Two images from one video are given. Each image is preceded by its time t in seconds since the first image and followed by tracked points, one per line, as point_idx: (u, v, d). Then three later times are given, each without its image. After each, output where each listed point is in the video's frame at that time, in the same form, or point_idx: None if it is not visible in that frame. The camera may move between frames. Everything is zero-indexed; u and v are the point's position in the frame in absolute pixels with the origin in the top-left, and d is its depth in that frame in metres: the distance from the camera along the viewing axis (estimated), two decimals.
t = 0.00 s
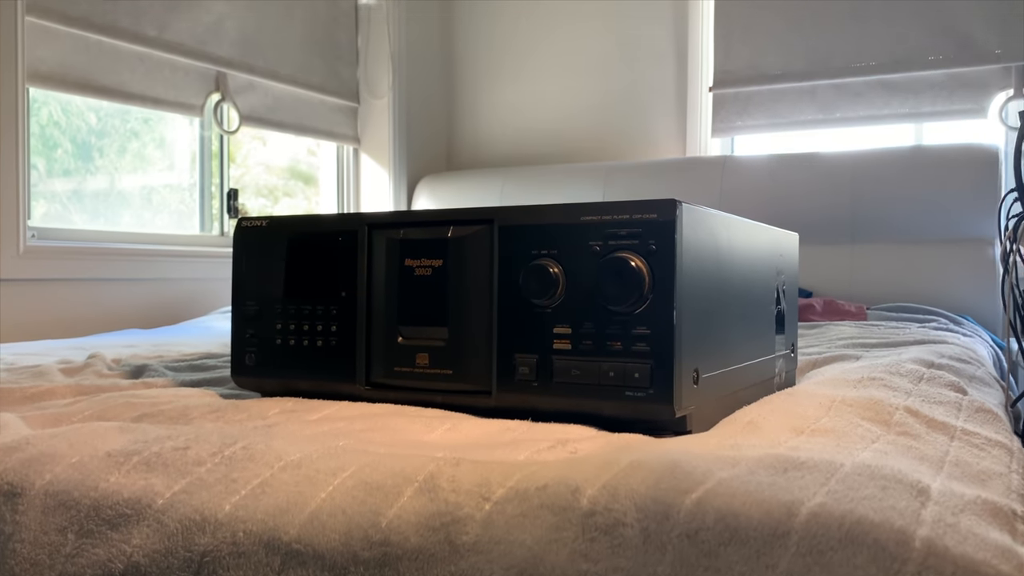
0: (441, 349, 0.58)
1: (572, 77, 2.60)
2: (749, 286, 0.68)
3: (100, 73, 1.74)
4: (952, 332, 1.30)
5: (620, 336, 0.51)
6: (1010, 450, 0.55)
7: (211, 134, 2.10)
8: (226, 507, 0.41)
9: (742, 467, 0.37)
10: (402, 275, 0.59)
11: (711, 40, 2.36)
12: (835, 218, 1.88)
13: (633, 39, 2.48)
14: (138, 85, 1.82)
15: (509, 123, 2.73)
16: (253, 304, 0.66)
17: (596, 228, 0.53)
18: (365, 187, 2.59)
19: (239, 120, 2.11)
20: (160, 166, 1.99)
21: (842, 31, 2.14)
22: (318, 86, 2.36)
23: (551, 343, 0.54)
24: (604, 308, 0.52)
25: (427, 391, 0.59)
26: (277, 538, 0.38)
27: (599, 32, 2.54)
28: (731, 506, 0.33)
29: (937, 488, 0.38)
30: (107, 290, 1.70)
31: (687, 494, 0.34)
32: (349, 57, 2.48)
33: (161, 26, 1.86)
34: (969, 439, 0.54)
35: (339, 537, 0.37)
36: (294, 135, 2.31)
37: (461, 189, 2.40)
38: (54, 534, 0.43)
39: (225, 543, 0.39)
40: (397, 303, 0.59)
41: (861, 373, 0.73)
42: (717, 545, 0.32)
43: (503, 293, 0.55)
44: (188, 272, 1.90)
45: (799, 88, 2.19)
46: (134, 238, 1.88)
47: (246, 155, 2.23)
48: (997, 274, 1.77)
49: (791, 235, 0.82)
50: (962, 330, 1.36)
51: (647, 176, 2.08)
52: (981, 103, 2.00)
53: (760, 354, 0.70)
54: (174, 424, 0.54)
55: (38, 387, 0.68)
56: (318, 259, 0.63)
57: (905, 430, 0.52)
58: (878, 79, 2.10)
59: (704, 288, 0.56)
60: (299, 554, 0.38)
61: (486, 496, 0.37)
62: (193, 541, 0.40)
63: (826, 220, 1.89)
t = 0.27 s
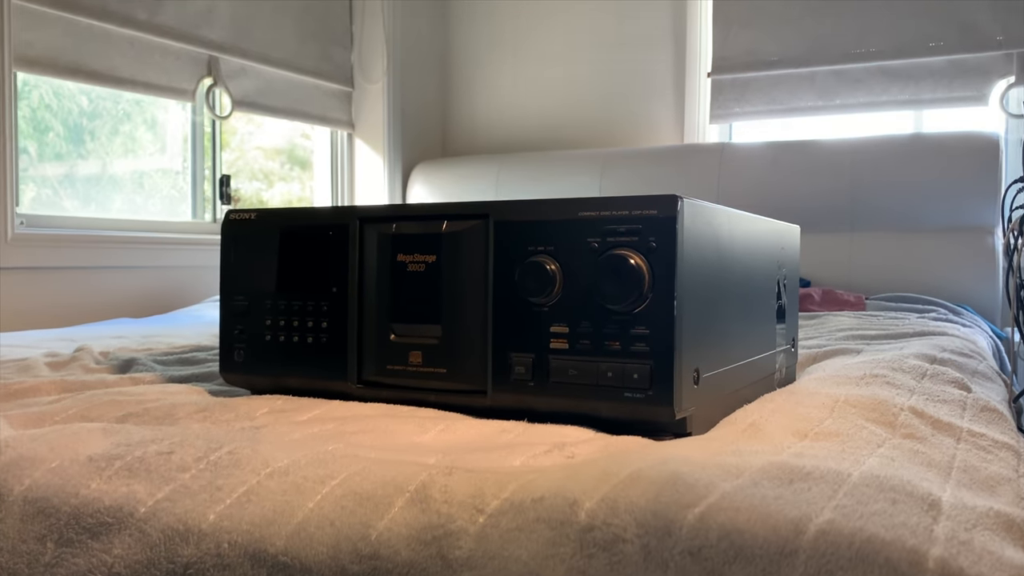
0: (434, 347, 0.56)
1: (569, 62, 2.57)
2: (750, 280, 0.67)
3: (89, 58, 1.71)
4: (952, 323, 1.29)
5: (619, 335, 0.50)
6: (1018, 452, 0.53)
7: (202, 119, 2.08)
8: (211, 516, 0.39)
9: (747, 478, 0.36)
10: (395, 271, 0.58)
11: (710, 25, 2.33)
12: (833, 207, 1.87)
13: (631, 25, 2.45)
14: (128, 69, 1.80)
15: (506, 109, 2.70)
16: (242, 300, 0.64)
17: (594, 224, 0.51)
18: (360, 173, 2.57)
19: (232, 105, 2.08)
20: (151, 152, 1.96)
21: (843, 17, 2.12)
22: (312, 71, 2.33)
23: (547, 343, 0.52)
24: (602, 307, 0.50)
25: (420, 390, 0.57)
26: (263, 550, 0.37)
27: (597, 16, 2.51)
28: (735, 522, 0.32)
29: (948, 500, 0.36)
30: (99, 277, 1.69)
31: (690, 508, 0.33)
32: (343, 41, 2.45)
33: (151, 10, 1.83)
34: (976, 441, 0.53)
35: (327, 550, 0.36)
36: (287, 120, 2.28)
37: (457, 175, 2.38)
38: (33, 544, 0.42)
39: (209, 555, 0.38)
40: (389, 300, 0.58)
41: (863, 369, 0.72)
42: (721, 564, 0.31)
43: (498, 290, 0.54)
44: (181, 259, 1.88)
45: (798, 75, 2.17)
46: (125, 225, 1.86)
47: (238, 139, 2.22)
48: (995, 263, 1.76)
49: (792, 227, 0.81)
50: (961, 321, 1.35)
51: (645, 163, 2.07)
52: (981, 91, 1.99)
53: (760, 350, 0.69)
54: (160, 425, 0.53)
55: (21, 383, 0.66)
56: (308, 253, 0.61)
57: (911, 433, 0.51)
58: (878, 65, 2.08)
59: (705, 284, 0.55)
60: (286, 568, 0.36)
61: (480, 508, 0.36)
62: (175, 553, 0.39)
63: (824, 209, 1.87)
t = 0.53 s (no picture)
0: (432, 345, 0.55)
1: (567, 46, 2.55)
2: (755, 273, 0.65)
3: (80, 41, 1.69)
4: (953, 313, 1.28)
5: (622, 335, 0.48)
6: None
7: (196, 104, 2.05)
8: (203, 525, 0.38)
9: (758, 489, 0.35)
10: (392, 266, 0.56)
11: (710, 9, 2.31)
12: (833, 194, 1.86)
13: (630, 9, 2.42)
14: (121, 53, 1.77)
15: (503, 93, 2.68)
16: (236, 294, 0.63)
17: (596, 220, 0.50)
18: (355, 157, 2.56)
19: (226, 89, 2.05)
20: (145, 136, 1.94)
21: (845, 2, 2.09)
22: (308, 55, 2.30)
23: (548, 341, 0.51)
24: (605, 306, 0.49)
25: (418, 388, 0.56)
26: (257, 562, 0.36)
27: None
28: (747, 538, 0.31)
29: (966, 512, 0.35)
30: (90, 264, 1.67)
31: (701, 523, 0.32)
32: (339, 25, 2.42)
33: None
34: (987, 442, 0.52)
35: (324, 563, 0.35)
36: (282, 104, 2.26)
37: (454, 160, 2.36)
38: (19, 551, 0.41)
39: (201, 566, 0.37)
40: (386, 296, 0.56)
41: (868, 365, 0.71)
42: None
43: (498, 287, 0.52)
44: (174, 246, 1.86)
45: (799, 60, 2.15)
46: (118, 212, 1.84)
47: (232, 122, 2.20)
48: (996, 251, 1.75)
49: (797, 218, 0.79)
50: (962, 310, 1.34)
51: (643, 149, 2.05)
52: (984, 77, 1.97)
53: (765, 345, 0.67)
54: (151, 426, 0.51)
55: (10, 378, 0.65)
56: (303, 247, 0.60)
57: (920, 435, 0.50)
58: (880, 51, 2.06)
59: (711, 281, 0.53)
60: None
61: (481, 520, 0.34)
62: (166, 563, 0.37)
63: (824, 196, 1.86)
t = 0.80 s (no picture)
0: (429, 340, 0.53)
1: (565, 29, 2.52)
2: (759, 265, 0.64)
3: (71, 25, 1.66)
4: (954, 301, 1.27)
5: (624, 332, 0.47)
6: None
7: (189, 87, 2.02)
8: (190, 532, 0.37)
9: (767, 498, 0.33)
10: (387, 259, 0.55)
11: None
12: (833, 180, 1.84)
13: None
14: (112, 36, 1.75)
15: (500, 76, 2.65)
16: (227, 288, 0.61)
17: (598, 213, 0.48)
18: (352, 140, 2.54)
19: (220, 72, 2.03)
20: (138, 120, 1.91)
21: None
22: (302, 38, 2.27)
23: (548, 337, 0.49)
24: (607, 302, 0.47)
25: (415, 385, 0.55)
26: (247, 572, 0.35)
27: None
28: (757, 553, 0.29)
29: (981, 521, 0.34)
30: (83, 251, 1.66)
31: (708, 535, 0.30)
32: (334, 7, 2.39)
33: None
34: (997, 440, 0.50)
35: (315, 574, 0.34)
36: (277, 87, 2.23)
37: (451, 145, 2.34)
38: (2, 557, 0.39)
39: None
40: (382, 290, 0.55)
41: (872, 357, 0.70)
42: None
43: (496, 281, 0.51)
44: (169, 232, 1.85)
45: (799, 44, 2.13)
46: (111, 198, 1.82)
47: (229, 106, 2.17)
48: (996, 239, 1.74)
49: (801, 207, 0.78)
50: (963, 298, 1.32)
51: (643, 134, 2.03)
52: (986, 62, 1.95)
53: (768, 338, 0.66)
54: (139, 424, 0.50)
55: None
56: (296, 239, 0.58)
57: (929, 435, 0.48)
58: (881, 35, 2.04)
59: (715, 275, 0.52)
60: None
61: (479, 530, 0.33)
62: (152, 573, 0.36)
63: (824, 182, 1.84)
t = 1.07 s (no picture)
0: (422, 338, 0.52)
1: (564, 13, 2.49)
2: (760, 260, 0.62)
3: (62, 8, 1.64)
4: (955, 292, 1.26)
5: (622, 332, 0.46)
6: None
7: (183, 70, 2.00)
8: (174, 541, 0.35)
9: (769, 511, 0.32)
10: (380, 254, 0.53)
11: None
12: (833, 168, 1.83)
13: None
14: (104, 19, 1.72)
15: (498, 61, 2.63)
16: (217, 281, 0.60)
17: (596, 210, 0.47)
18: (348, 125, 2.52)
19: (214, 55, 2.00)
20: (133, 104, 1.89)
21: None
22: (298, 21, 2.24)
23: (544, 337, 0.48)
24: (605, 302, 0.46)
25: (407, 383, 0.53)
26: None
27: None
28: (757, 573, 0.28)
29: (988, 536, 0.33)
30: (75, 236, 1.64)
31: (707, 554, 0.29)
32: None
33: None
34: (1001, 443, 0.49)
35: None
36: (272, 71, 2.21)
37: (449, 130, 2.32)
38: None
39: None
40: (374, 286, 0.54)
41: (873, 354, 0.69)
42: None
43: (491, 279, 0.49)
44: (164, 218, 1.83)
45: (800, 30, 2.11)
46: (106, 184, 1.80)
47: (224, 91, 2.15)
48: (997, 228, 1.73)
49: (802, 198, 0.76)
50: (964, 288, 1.31)
51: (642, 120, 2.01)
52: (990, 49, 1.93)
53: (768, 334, 0.65)
54: (124, 424, 0.49)
55: None
56: (287, 232, 0.57)
57: (933, 438, 0.47)
58: (884, 21, 2.02)
59: (715, 273, 0.50)
60: None
61: (471, 544, 0.32)
62: None
63: (824, 170, 1.83)
